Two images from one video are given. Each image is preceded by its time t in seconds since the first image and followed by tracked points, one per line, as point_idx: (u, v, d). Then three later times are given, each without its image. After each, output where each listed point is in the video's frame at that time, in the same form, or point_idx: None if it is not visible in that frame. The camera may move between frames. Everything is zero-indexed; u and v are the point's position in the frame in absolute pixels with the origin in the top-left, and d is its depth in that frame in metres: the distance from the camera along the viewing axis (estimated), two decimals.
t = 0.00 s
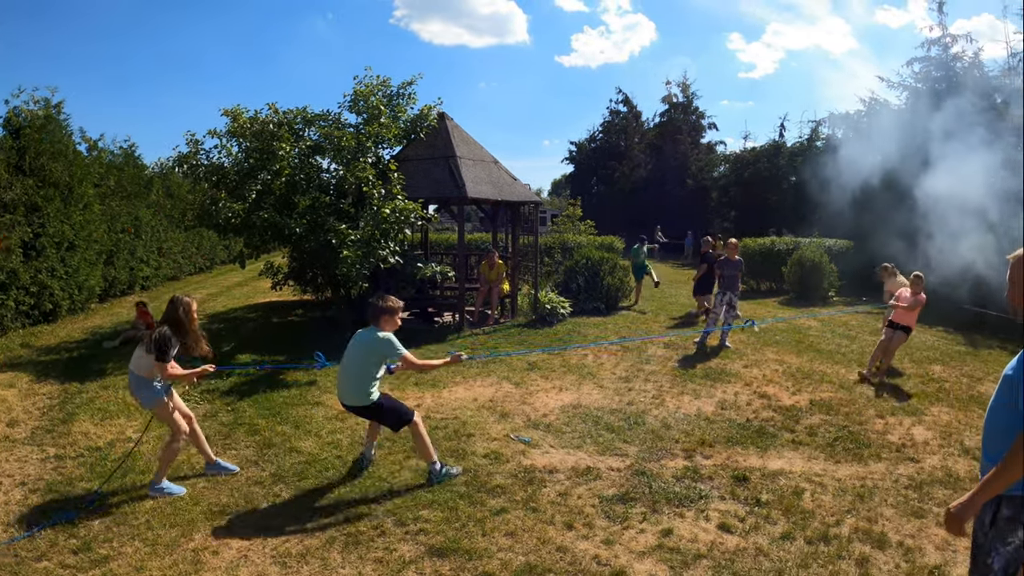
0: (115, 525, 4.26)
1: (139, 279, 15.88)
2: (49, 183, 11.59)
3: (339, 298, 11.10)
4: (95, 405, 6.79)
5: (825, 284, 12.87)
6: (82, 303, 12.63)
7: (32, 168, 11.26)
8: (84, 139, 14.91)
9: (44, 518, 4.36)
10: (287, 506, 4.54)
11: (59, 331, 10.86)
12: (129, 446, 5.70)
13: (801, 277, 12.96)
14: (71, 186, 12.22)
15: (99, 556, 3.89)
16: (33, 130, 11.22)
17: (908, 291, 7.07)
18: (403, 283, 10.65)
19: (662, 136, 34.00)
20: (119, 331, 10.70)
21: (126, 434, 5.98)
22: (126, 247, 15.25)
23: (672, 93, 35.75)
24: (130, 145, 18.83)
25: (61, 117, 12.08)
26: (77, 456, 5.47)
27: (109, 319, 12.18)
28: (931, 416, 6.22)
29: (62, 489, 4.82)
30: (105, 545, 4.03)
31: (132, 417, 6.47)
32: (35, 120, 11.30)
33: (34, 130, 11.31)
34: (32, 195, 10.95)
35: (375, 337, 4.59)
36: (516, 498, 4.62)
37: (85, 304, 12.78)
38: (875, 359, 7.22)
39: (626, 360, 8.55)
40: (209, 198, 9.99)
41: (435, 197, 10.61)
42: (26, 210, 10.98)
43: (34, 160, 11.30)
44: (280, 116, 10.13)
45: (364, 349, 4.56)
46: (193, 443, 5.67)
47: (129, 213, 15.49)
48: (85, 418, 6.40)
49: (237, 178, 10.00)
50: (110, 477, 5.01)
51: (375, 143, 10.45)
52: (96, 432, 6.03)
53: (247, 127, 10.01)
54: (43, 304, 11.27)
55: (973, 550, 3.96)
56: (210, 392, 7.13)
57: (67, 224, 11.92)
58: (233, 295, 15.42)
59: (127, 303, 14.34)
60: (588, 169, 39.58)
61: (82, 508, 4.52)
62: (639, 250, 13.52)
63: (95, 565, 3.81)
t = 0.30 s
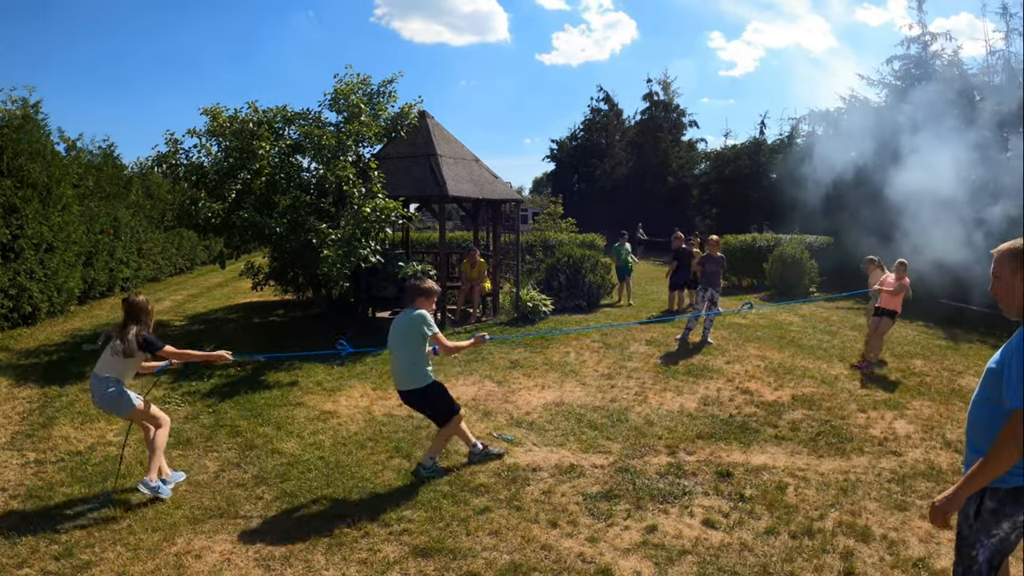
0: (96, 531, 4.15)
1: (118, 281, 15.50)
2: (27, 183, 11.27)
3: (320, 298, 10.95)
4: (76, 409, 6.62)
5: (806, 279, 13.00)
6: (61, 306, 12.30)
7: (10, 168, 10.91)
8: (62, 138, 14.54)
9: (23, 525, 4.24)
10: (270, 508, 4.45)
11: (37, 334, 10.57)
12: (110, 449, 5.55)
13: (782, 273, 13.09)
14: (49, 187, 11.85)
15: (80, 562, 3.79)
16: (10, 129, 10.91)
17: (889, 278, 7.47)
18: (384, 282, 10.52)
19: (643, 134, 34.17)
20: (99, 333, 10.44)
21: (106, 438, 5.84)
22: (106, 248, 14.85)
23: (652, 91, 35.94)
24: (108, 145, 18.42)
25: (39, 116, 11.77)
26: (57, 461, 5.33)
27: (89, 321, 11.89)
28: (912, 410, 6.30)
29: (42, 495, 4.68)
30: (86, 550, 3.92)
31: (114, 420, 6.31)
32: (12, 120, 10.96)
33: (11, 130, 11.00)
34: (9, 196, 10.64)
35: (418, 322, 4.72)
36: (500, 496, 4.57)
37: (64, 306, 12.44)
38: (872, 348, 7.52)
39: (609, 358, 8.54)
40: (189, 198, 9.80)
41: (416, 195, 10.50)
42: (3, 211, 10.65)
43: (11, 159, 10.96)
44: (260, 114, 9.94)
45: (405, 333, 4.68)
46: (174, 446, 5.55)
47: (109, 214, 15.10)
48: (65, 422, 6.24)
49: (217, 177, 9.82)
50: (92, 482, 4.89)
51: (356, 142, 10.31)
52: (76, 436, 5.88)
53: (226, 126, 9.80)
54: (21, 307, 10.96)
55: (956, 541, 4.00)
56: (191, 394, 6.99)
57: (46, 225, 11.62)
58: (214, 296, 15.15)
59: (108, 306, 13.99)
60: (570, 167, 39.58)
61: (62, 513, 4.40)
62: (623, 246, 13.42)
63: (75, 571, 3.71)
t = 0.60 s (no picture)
0: (79, 537, 4.06)
1: (100, 283, 15.14)
2: (6, 183, 11.12)
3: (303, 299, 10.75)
4: (58, 413, 6.47)
5: (788, 276, 13.13)
6: (41, 309, 11.99)
7: None
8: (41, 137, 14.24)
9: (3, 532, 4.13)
10: (253, 511, 4.37)
11: (17, 338, 10.29)
12: (93, 454, 5.42)
13: (765, 269, 13.19)
14: (29, 189, 11.63)
15: (62, 569, 3.70)
16: None
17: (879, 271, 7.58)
18: (368, 282, 10.41)
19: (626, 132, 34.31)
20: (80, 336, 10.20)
21: (88, 442, 5.70)
22: (87, 249, 14.50)
23: (635, 89, 36.11)
24: (89, 147, 18.09)
25: (17, 118, 11.82)
26: (40, 466, 5.21)
27: (71, 324, 11.60)
28: (895, 405, 6.36)
29: (23, 501, 4.56)
30: (69, 556, 3.84)
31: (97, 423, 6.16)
32: None
33: None
34: None
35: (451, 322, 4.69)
36: (484, 496, 4.53)
37: (45, 309, 12.13)
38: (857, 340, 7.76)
39: (593, 355, 8.54)
40: (170, 199, 9.62)
41: (398, 194, 10.41)
42: None
43: None
44: (241, 113, 9.76)
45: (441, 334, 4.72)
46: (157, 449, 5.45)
47: (90, 215, 14.78)
48: (47, 426, 6.09)
49: (198, 178, 9.64)
50: (74, 487, 4.78)
51: (338, 141, 10.20)
52: (58, 440, 5.75)
53: (208, 126, 9.62)
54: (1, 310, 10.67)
55: (940, 534, 4.03)
56: (173, 397, 6.85)
57: (26, 227, 11.36)
58: (196, 297, 14.92)
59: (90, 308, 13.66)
60: (553, 166, 39.52)
61: (43, 519, 4.30)
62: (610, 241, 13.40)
63: None
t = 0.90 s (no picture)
0: (58, 542, 3.95)
1: (80, 285, 14.80)
2: None
3: (284, 299, 10.33)
4: (36, 415, 6.29)
5: (769, 274, 13.26)
6: (19, 311, 11.67)
7: None
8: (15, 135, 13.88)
9: None
10: (235, 513, 4.28)
11: None
12: (72, 457, 5.28)
13: (746, 267, 13.31)
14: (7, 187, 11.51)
15: None
16: None
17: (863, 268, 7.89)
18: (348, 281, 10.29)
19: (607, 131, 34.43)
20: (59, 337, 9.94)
21: (66, 445, 5.55)
22: (66, 250, 14.15)
23: (616, 88, 36.26)
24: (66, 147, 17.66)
25: None
26: (17, 470, 5.06)
27: (50, 326, 11.30)
28: (877, 400, 6.43)
29: None
30: (49, 561, 3.74)
31: (75, 426, 6.00)
32: None
33: None
34: None
35: (474, 345, 4.78)
36: (468, 495, 4.49)
37: (22, 311, 11.81)
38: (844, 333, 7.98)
39: (575, 353, 8.52)
40: (149, 198, 9.36)
41: (380, 193, 10.31)
42: None
43: None
44: (221, 111, 9.53)
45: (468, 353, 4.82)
46: (136, 452, 5.32)
47: (69, 215, 14.43)
48: (25, 429, 5.91)
49: (177, 177, 9.33)
50: (53, 491, 4.66)
51: (318, 139, 10.06)
52: (36, 443, 5.59)
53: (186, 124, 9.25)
54: None
55: (923, 527, 4.07)
56: (152, 399, 6.70)
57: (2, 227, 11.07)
58: (176, 298, 14.64)
59: (70, 310, 13.32)
60: (533, 165, 39.21)
61: (20, 523, 4.19)
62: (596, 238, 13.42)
63: None
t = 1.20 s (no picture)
0: (45, 547, 3.88)
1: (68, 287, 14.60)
2: None
3: (272, 299, 10.28)
4: (23, 419, 6.17)
5: (759, 274, 13.32)
6: (5, 313, 11.49)
7: None
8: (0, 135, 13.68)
9: None
10: (223, 515, 4.20)
11: None
12: (59, 461, 5.18)
13: (735, 266, 13.36)
14: None
15: None
16: None
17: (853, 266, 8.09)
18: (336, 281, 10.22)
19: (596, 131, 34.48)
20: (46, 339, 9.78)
21: (53, 449, 5.45)
22: (54, 252, 13.95)
23: (606, 89, 36.34)
24: (53, 147, 17.41)
25: None
26: (3, 474, 4.96)
27: (37, 327, 11.13)
28: (867, 399, 6.45)
29: None
30: (35, 567, 3.66)
31: (62, 429, 5.89)
32: None
33: None
34: None
35: (486, 323, 4.75)
36: (457, 497, 4.44)
37: (9, 313, 11.63)
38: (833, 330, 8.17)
39: (565, 354, 8.49)
40: (137, 199, 9.28)
41: (368, 194, 10.23)
42: None
43: None
44: (209, 111, 9.43)
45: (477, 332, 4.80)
46: (123, 455, 5.23)
47: (57, 216, 14.22)
48: (11, 433, 5.80)
49: (165, 177, 9.25)
50: (39, 495, 4.57)
51: (306, 139, 9.98)
52: (22, 447, 5.48)
53: (174, 124, 9.21)
54: None
55: (914, 526, 4.08)
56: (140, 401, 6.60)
57: None
58: (164, 299, 14.47)
59: (57, 312, 13.13)
60: (522, 165, 39.11)
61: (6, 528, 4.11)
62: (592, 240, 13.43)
63: None
